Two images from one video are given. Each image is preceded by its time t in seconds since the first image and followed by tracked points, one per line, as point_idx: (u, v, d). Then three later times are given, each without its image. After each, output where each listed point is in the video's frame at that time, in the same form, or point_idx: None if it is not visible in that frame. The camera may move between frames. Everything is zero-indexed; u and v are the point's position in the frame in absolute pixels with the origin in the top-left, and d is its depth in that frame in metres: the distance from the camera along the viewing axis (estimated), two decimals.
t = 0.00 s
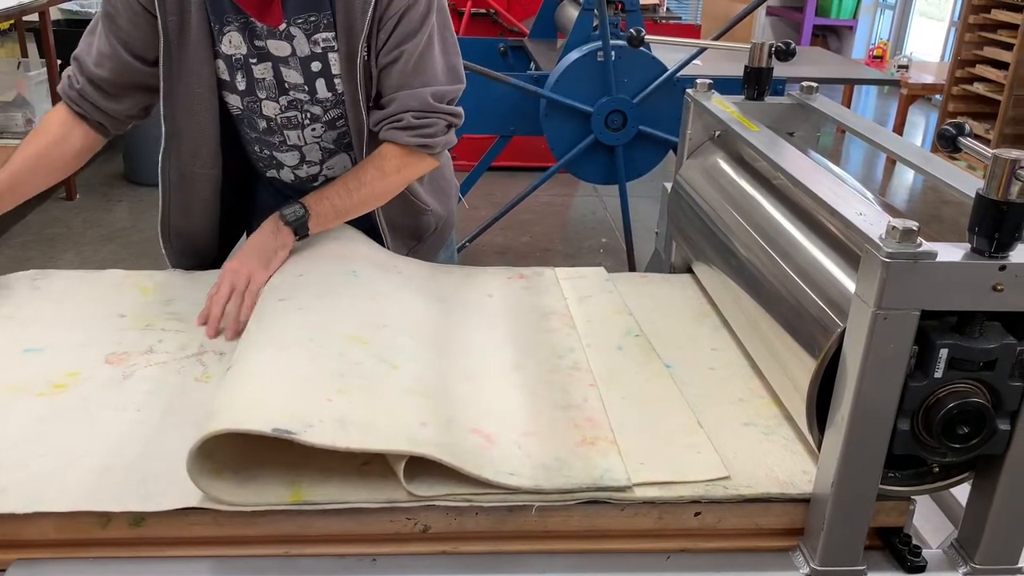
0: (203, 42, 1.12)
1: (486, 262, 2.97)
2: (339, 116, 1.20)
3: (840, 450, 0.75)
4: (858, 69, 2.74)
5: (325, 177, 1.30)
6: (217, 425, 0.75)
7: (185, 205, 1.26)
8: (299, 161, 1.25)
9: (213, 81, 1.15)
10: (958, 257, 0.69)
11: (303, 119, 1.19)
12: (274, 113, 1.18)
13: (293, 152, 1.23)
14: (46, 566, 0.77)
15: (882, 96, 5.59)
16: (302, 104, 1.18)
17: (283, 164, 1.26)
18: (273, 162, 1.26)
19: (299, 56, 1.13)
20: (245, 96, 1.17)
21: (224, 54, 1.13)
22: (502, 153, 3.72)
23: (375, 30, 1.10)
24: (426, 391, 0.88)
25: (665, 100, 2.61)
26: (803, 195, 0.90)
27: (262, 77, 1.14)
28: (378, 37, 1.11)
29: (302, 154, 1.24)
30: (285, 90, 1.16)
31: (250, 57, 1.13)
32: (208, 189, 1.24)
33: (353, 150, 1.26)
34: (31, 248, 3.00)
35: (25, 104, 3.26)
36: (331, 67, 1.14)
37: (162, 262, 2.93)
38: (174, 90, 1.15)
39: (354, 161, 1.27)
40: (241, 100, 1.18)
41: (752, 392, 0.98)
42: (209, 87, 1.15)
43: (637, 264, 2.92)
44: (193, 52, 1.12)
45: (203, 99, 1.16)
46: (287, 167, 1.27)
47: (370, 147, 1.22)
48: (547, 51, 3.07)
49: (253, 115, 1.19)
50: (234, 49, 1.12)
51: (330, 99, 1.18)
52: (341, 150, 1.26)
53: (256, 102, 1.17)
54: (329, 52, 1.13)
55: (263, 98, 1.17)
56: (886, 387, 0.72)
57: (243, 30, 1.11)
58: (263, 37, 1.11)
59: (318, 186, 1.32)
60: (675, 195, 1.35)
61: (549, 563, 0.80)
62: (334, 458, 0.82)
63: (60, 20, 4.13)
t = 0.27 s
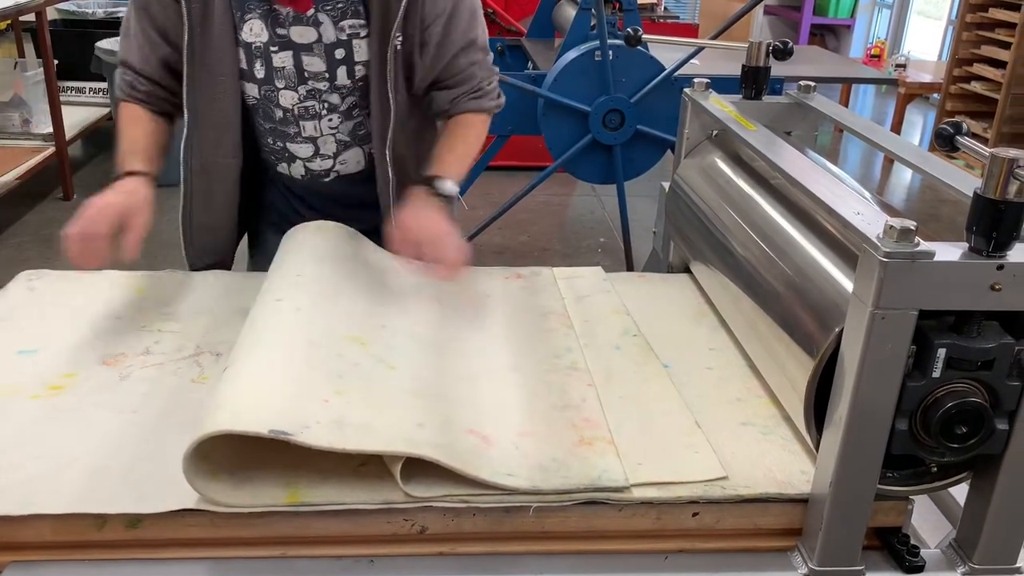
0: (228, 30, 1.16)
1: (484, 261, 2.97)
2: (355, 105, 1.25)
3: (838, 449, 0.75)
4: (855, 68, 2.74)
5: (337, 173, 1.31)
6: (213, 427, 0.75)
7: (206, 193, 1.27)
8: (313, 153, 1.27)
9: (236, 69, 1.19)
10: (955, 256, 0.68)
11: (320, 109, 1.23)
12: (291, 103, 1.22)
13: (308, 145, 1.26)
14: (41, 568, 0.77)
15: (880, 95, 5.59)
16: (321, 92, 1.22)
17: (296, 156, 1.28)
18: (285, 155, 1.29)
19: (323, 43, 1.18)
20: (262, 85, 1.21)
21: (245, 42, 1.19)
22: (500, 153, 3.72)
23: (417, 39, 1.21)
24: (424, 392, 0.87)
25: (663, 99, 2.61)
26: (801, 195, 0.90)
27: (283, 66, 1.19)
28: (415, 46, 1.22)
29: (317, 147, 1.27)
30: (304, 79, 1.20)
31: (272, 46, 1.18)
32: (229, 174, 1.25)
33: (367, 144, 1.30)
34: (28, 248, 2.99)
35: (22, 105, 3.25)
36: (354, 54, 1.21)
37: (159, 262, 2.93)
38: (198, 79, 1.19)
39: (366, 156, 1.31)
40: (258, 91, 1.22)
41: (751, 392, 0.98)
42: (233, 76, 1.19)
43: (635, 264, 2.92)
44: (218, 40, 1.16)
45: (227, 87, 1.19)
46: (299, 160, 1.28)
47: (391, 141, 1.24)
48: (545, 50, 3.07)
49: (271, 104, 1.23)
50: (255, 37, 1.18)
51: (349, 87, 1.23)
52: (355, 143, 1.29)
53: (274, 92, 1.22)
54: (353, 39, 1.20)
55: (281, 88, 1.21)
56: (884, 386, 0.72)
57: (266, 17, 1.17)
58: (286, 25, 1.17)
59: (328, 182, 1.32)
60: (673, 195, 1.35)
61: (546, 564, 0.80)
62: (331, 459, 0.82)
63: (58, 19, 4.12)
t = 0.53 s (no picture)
0: (285, 16, 1.16)
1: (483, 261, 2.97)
2: (393, 98, 1.28)
3: (836, 448, 0.74)
4: (853, 66, 2.74)
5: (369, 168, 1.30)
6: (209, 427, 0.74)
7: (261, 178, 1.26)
8: (349, 147, 1.27)
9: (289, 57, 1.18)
10: (952, 256, 0.68)
11: (362, 100, 1.25)
12: (336, 93, 1.23)
13: (346, 137, 1.26)
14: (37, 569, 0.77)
15: (878, 94, 5.59)
16: (365, 83, 1.24)
17: (331, 151, 1.27)
18: (321, 151, 1.28)
19: (373, 33, 1.21)
20: (306, 75, 1.21)
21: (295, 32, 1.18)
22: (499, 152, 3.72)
23: (461, 33, 1.27)
24: (422, 392, 0.87)
25: (661, 98, 2.61)
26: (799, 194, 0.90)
27: (330, 55, 1.20)
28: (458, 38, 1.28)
29: (355, 140, 1.27)
30: (350, 69, 1.22)
31: (322, 35, 1.19)
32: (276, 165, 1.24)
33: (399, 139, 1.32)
34: (26, 248, 2.99)
35: (20, 104, 3.25)
36: (398, 45, 1.24)
37: (157, 262, 2.92)
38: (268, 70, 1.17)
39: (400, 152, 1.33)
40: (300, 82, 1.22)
41: (748, 391, 0.98)
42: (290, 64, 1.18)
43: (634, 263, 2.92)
44: (278, 27, 1.16)
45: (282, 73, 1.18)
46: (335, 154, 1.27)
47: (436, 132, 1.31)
48: (543, 49, 3.07)
49: (312, 96, 1.23)
50: (305, 26, 1.18)
51: (392, 79, 1.26)
52: (390, 139, 1.30)
53: (319, 82, 1.22)
54: (398, 30, 1.23)
55: (326, 78, 1.22)
56: (881, 385, 0.72)
57: (318, 6, 1.18)
58: (338, 13, 1.19)
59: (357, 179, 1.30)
60: (670, 194, 1.35)
61: (544, 565, 0.80)
62: (328, 459, 0.82)
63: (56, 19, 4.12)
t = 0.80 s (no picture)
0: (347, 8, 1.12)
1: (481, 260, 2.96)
2: (428, 93, 1.27)
3: (834, 447, 0.74)
4: (852, 64, 2.74)
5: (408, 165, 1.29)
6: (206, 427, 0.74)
7: (308, 171, 1.24)
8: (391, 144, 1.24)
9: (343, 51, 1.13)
10: (949, 253, 0.68)
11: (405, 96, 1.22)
12: (384, 88, 1.19)
13: (389, 133, 1.22)
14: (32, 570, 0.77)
15: (877, 92, 5.59)
16: (408, 79, 1.22)
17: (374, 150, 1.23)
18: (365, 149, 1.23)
19: (420, 29, 1.18)
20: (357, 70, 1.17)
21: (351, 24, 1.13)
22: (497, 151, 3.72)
23: (498, 29, 1.27)
24: (419, 392, 0.87)
25: (659, 97, 2.61)
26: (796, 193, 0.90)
27: (382, 50, 1.17)
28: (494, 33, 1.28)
29: (397, 137, 1.23)
30: (396, 64, 1.20)
31: (374, 29, 1.15)
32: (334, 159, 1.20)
33: (433, 137, 1.31)
34: (24, 248, 2.98)
35: (17, 104, 3.24)
36: (440, 42, 1.22)
37: (155, 262, 2.92)
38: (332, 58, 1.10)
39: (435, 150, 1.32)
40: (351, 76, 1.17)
41: (745, 390, 0.98)
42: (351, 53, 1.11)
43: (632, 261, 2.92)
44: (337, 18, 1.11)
45: (349, 67, 1.11)
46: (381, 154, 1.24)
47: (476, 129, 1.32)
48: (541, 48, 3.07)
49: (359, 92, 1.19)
50: (362, 20, 1.14)
51: (430, 76, 1.24)
52: (427, 135, 1.29)
53: (368, 77, 1.18)
54: (441, 27, 1.21)
55: (377, 72, 1.18)
56: (879, 383, 0.72)
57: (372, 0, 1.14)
58: (388, 7, 1.16)
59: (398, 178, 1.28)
60: (668, 192, 1.34)
61: (541, 564, 0.79)
62: (325, 459, 0.81)
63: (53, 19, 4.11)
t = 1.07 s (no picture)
0: None
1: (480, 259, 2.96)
2: (439, 91, 1.21)
3: (833, 446, 0.74)
4: (851, 63, 2.74)
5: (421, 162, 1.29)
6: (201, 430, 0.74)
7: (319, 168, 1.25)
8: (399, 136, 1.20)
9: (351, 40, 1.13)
10: (948, 252, 0.68)
11: (413, 91, 1.18)
12: (391, 78, 1.16)
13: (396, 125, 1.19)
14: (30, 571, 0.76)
15: (875, 91, 5.59)
16: (416, 72, 1.17)
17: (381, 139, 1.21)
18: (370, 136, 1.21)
19: (431, 23, 1.14)
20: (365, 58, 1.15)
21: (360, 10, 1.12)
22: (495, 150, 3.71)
23: (516, 32, 1.25)
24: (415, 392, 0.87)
25: (658, 95, 2.60)
26: (795, 192, 0.89)
27: (390, 40, 1.14)
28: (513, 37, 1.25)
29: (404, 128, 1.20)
30: (405, 56, 1.16)
31: (384, 19, 1.13)
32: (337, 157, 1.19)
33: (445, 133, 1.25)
34: (22, 247, 2.98)
35: (15, 103, 3.23)
36: (453, 38, 1.17)
37: (153, 261, 2.91)
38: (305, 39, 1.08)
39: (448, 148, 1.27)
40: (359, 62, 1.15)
41: (743, 389, 0.98)
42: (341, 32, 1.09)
43: (630, 260, 2.91)
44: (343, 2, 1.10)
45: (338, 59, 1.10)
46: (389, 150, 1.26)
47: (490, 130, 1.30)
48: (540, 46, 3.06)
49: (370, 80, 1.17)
50: (370, 9, 1.12)
51: (441, 72, 1.19)
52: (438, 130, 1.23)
53: (376, 66, 1.15)
54: (456, 23, 1.16)
55: (384, 62, 1.15)
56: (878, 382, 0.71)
57: None
58: None
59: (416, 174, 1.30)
60: (666, 191, 1.34)
61: (539, 564, 0.79)
62: (323, 460, 0.81)
63: (51, 17, 4.10)
